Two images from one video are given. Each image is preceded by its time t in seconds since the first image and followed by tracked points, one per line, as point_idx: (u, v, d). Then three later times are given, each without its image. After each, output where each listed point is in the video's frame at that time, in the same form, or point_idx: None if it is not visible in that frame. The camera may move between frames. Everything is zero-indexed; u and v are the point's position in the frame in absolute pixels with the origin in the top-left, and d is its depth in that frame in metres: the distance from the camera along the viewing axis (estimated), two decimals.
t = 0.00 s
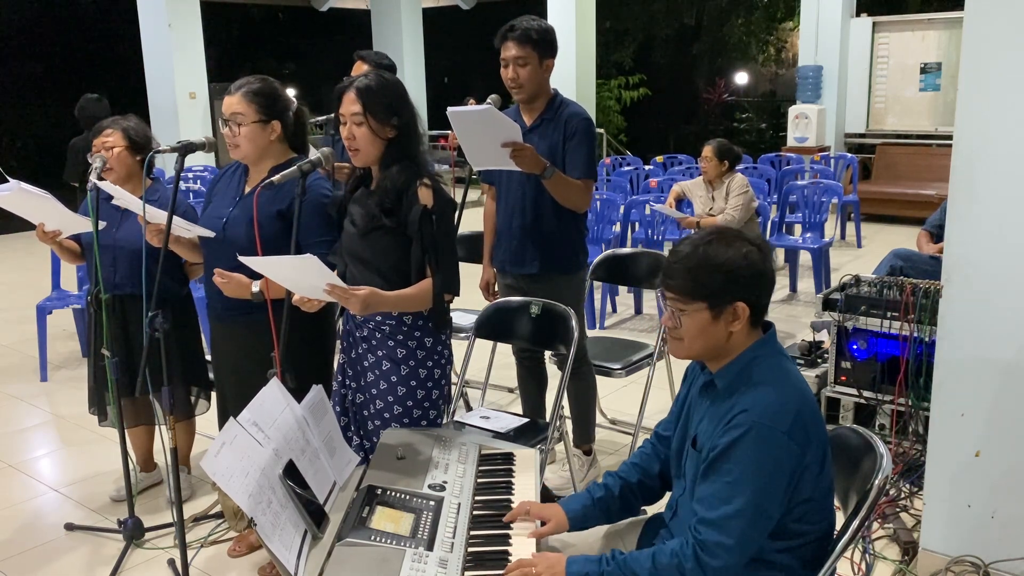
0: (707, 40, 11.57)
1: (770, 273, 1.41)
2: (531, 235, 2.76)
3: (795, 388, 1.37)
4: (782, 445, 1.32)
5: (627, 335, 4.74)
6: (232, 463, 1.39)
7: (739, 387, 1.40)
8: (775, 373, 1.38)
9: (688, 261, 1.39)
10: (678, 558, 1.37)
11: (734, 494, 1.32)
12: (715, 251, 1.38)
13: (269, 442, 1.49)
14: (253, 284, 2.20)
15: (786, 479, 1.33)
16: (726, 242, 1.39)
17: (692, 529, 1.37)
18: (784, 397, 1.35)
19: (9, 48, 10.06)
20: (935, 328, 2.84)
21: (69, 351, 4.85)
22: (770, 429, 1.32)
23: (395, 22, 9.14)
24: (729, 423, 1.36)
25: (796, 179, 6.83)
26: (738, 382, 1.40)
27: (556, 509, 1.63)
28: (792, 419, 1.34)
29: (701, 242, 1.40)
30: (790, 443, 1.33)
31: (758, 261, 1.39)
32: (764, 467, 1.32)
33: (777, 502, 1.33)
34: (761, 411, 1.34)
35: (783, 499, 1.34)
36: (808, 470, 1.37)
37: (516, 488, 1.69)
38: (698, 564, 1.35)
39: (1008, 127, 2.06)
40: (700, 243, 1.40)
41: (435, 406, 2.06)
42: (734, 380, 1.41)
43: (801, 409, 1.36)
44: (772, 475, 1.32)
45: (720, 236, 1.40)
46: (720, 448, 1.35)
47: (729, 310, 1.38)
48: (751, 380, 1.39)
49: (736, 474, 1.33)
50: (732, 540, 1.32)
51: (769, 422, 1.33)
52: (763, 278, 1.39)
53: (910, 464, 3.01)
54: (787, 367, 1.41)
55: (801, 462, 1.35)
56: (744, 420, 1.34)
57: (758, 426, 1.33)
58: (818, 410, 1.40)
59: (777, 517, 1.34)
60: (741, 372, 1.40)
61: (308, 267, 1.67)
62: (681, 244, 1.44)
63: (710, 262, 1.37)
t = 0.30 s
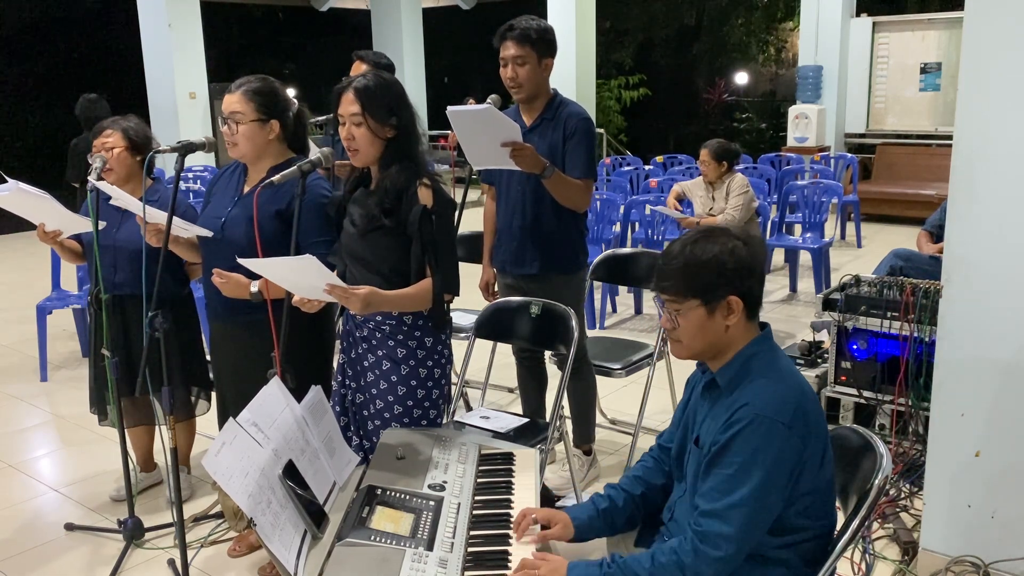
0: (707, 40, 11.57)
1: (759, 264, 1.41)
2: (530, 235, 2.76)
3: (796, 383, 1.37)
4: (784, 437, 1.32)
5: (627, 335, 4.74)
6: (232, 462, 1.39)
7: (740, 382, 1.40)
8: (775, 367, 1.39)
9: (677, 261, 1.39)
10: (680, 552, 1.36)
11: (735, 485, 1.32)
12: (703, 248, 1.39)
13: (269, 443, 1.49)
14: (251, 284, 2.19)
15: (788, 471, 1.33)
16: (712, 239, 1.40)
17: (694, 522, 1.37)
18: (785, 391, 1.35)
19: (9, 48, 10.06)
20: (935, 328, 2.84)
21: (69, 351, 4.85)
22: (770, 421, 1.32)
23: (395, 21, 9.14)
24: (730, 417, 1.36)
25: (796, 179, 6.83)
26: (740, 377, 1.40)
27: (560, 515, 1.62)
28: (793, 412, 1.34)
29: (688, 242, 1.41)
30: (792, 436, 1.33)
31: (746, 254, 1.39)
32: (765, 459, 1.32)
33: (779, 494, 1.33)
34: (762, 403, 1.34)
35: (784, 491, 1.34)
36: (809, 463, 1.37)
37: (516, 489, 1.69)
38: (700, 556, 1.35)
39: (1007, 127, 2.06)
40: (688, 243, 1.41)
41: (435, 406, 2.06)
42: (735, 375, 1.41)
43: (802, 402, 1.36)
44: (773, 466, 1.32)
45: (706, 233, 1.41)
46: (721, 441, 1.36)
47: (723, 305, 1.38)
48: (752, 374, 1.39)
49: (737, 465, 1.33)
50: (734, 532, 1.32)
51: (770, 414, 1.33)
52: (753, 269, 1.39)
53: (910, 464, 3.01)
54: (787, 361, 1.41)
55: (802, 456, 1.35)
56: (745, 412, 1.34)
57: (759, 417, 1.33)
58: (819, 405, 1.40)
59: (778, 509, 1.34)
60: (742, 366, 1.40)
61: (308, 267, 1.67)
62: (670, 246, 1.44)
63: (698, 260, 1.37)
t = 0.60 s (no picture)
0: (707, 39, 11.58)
1: (766, 259, 1.42)
2: (531, 235, 2.76)
3: (793, 374, 1.38)
4: (779, 427, 1.32)
5: (627, 335, 4.74)
6: (231, 463, 1.39)
7: (736, 373, 1.40)
8: (772, 358, 1.39)
9: (683, 249, 1.41)
10: (675, 543, 1.37)
11: (730, 474, 1.33)
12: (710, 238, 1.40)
13: (269, 442, 1.49)
14: (248, 284, 2.18)
15: (783, 460, 1.34)
16: (721, 231, 1.42)
17: (689, 511, 1.38)
18: (782, 381, 1.36)
19: (9, 48, 10.05)
20: (935, 328, 2.84)
21: (69, 351, 4.85)
22: (765, 410, 1.32)
23: (395, 21, 9.13)
24: (725, 405, 1.37)
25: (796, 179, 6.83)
26: (737, 367, 1.40)
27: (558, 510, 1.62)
28: (789, 402, 1.34)
29: (697, 232, 1.43)
30: (788, 427, 1.33)
31: (753, 247, 1.41)
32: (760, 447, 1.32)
33: (774, 483, 1.33)
34: (757, 392, 1.34)
35: (778, 482, 1.34)
36: (804, 454, 1.37)
37: (517, 488, 1.69)
38: (695, 545, 1.35)
39: (1008, 128, 2.06)
40: (695, 234, 1.43)
41: (435, 406, 2.06)
42: (732, 366, 1.41)
43: (798, 393, 1.36)
44: (768, 455, 1.32)
45: (715, 226, 1.43)
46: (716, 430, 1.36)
47: (727, 294, 1.39)
48: (749, 365, 1.39)
49: (732, 453, 1.33)
50: (729, 520, 1.32)
51: (766, 403, 1.33)
52: (759, 262, 1.40)
53: (910, 464, 3.01)
54: (784, 353, 1.41)
55: (798, 446, 1.35)
56: (740, 402, 1.35)
57: (754, 406, 1.33)
58: (816, 398, 1.40)
59: (773, 499, 1.34)
60: (739, 357, 1.41)
61: (308, 267, 1.67)
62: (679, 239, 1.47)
63: (705, 248, 1.39)
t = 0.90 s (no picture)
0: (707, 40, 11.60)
1: (755, 262, 1.41)
2: (530, 234, 2.76)
3: (785, 380, 1.38)
4: (775, 438, 1.32)
5: (627, 335, 4.74)
6: (232, 463, 1.39)
7: (729, 384, 1.40)
8: (763, 366, 1.39)
9: (670, 264, 1.39)
10: (682, 557, 1.34)
11: (733, 491, 1.32)
12: (700, 250, 1.38)
13: (269, 442, 1.49)
14: (245, 284, 2.21)
15: (781, 470, 1.34)
16: (706, 240, 1.40)
17: (693, 530, 1.35)
18: (775, 390, 1.36)
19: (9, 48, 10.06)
20: (935, 328, 2.84)
21: (69, 351, 4.85)
22: (760, 421, 1.33)
23: (395, 21, 9.14)
24: (720, 419, 1.36)
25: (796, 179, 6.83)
26: (728, 378, 1.40)
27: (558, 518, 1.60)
28: (783, 411, 1.35)
29: (682, 243, 1.40)
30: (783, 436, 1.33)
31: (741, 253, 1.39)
32: (758, 460, 1.32)
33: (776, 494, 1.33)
34: (752, 405, 1.34)
35: (778, 492, 1.34)
36: (800, 461, 1.37)
37: (516, 488, 1.69)
38: (704, 562, 1.33)
39: (1007, 129, 2.06)
40: (683, 244, 1.40)
41: (437, 406, 2.06)
42: (724, 376, 1.41)
43: (791, 400, 1.36)
44: (768, 467, 1.32)
45: (699, 234, 1.41)
46: (713, 444, 1.35)
47: (720, 307, 1.38)
48: (741, 375, 1.39)
49: (733, 469, 1.32)
50: (738, 538, 1.31)
51: (761, 415, 1.33)
52: (749, 269, 1.39)
53: (910, 464, 2.99)
54: (774, 359, 1.42)
55: (794, 454, 1.36)
56: (735, 414, 1.34)
57: (748, 419, 1.33)
58: (807, 402, 1.40)
59: (776, 510, 1.34)
60: (731, 368, 1.40)
61: (309, 268, 1.67)
62: (663, 248, 1.44)
63: (693, 261, 1.37)
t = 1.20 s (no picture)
0: (707, 40, 11.60)
1: (740, 268, 1.40)
2: (530, 234, 2.76)
3: (783, 390, 1.37)
4: (774, 451, 1.32)
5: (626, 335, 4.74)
6: (231, 463, 1.39)
7: (726, 395, 1.40)
8: (760, 377, 1.39)
9: (655, 272, 1.38)
10: None
11: (731, 507, 1.32)
12: (682, 257, 1.38)
13: (269, 442, 1.49)
14: (241, 286, 2.23)
15: (782, 481, 1.33)
16: (689, 247, 1.39)
17: (693, 546, 1.36)
18: (773, 401, 1.35)
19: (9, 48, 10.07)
20: (935, 328, 2.84)
21: (69, 351, 4.85)
22: (758, 435, 1.32)
23: (395, 21, 9.14)
24: (718, 434, 1.36)
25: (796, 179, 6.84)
26: (725, 390, 1.40)
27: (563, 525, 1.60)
28: (782, 422, 1.34)
29: (667, 250, 1.40)
30: (782, 447, 1.33)
31: (725, 259, 1.38)
32: (758, 474, 1.32)
33: (776, 506, 1.33)
34: (750, 418, 1.34)
35: (780, 503, 1.34)
36: (802, 470, 1.37)
37: (516, 488, 1.69)
38: None
39: (1008, 128, 2.06)
40: (666, 252, 1.40)
41: (437, 407, 2.06)
42: (721, 388, 1.41)
43: (790, 409, 1.36)
44: (767, 480, 1.32)
45: (682, 241, 1.40)
46: (711, 460, 1.36)
47: (705, 316, 1.38)
48: (738, 387, 1.39)
49: (731, 484, 1.32)
50: (737, 554, 1.31)
51: (759, 429, 1.33)
52: (734, 276, 1.38)
53: (910, 464, 2.99)
54: (772, 368, 1.41)
55: (796, 464, 1.35)
56: (732, 429, 1.34)
57: (746, 433, 1.33)
58: (808, 408, 1.40)
59: (777, 522, 1.34)
60: (728, 379, 1.40)
61: (308, 269, 1.67)
62: (648, 256, 1.43)
63: (677, 269, 1.36)
